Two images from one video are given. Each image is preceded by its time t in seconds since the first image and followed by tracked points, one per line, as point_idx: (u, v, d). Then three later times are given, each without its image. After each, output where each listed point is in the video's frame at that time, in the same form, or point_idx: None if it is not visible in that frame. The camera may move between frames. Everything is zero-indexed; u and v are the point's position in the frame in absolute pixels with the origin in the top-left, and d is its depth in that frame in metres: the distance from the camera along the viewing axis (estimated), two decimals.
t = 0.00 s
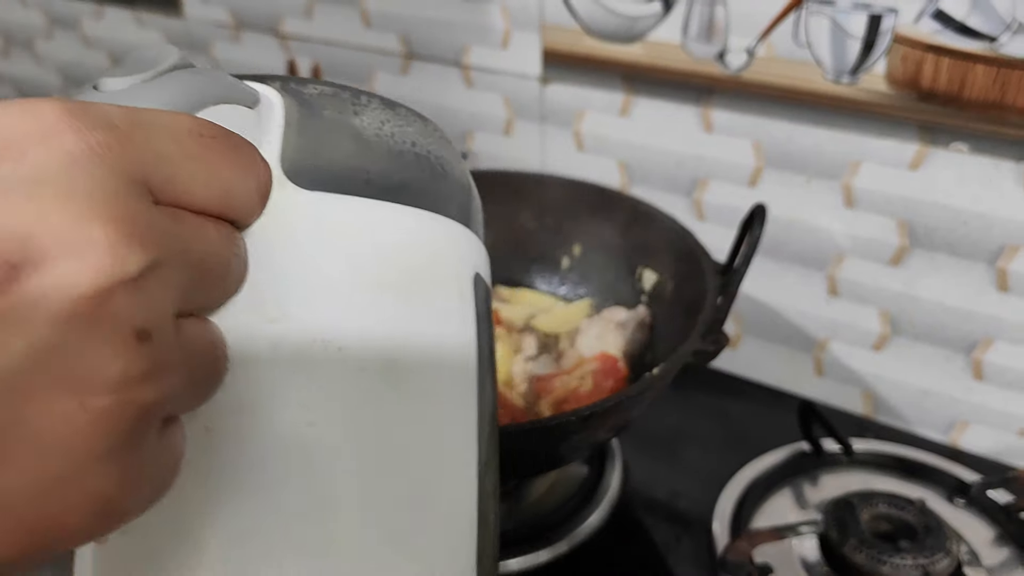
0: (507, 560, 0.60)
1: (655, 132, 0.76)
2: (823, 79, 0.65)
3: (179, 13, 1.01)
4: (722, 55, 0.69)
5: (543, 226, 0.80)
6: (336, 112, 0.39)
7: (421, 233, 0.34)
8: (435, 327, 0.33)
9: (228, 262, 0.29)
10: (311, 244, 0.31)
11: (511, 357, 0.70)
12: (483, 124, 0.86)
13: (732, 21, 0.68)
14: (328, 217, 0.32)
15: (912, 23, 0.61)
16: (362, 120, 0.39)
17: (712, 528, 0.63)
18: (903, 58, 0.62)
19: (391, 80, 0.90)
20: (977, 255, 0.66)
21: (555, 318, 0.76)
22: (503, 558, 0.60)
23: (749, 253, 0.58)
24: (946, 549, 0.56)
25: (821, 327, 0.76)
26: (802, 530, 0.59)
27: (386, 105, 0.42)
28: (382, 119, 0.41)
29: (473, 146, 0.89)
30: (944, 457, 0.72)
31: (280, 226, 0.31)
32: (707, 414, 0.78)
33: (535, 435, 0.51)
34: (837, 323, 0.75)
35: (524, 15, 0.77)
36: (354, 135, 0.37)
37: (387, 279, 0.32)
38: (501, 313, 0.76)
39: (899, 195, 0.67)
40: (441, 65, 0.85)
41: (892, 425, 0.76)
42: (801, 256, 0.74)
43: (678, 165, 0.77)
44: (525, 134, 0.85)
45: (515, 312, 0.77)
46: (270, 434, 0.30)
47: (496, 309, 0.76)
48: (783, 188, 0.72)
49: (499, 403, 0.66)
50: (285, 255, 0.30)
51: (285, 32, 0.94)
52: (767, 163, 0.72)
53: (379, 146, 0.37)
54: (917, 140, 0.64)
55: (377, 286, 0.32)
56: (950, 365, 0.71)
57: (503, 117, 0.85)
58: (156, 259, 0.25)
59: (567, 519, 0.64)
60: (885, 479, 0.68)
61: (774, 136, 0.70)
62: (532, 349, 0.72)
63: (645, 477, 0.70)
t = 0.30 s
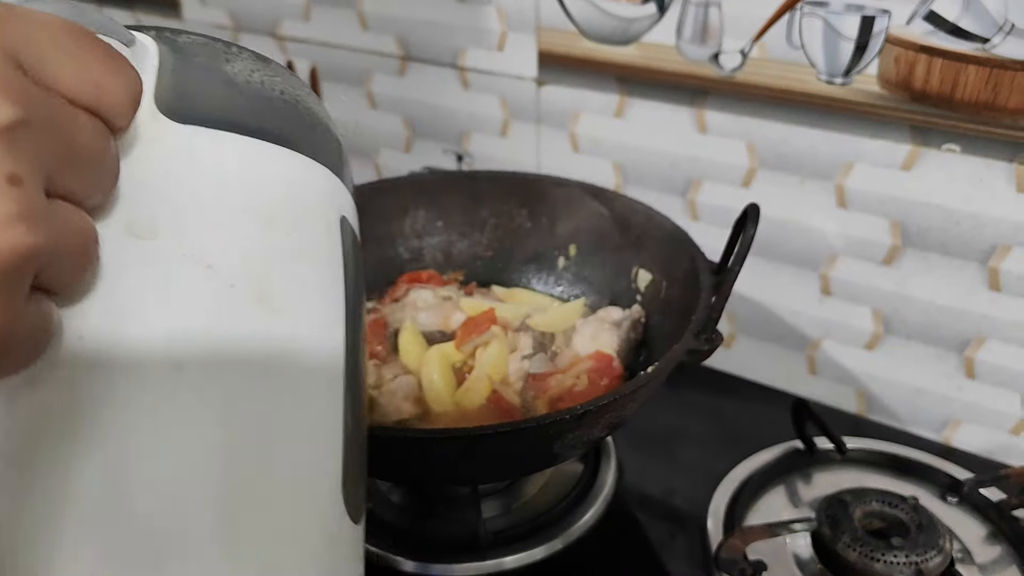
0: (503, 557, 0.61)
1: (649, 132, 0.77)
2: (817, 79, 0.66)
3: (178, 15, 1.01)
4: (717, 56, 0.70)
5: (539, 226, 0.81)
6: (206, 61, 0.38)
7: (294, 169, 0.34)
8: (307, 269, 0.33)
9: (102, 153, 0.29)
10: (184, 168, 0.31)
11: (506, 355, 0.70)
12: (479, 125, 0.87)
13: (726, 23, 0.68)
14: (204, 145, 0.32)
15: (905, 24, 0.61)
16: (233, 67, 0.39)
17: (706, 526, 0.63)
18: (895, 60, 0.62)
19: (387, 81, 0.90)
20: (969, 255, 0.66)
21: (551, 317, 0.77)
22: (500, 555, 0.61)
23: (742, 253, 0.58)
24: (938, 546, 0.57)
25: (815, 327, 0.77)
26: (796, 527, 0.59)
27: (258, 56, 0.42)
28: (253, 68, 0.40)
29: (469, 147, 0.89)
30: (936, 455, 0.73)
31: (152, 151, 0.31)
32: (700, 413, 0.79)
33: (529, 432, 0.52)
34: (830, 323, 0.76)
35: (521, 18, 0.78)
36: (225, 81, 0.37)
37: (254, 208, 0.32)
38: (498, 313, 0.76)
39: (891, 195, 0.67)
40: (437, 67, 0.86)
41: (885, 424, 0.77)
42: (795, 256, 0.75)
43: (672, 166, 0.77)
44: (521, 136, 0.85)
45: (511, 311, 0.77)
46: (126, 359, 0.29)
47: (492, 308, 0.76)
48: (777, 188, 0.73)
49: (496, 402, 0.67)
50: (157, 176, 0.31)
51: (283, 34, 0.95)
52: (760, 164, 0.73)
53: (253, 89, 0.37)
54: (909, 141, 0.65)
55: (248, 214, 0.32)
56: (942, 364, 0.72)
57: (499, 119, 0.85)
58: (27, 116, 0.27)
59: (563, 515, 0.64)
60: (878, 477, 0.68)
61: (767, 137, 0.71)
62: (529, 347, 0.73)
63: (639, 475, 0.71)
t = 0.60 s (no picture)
0: (499, 557, 0.61)
1: (644, 135, 0.77)
2: (810, 82, 0.67)
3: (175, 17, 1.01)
4: (711, 59, 0.70)
5: (534, 228, 0.81)
6: None
7: (237, 78, 0.37)
8: (241, 174, 0.36)
9: (81, 26, 0.32)
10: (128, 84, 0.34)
11: (502, 356, 0.71)
12: (474, 128, 0.87)
13: (719, 27, 0.69)
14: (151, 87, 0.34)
15: (897, 27, 0.62)
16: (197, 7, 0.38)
17: (700, 526, 0.64)
18: (887, 62, 0.63)
19: (384, 84, 0.91)
20: (961, 257, 0.67)
21: (546, 318, 0.77)
22: (496, 555, 0.61)
23: (736, 254, 0.58)
24: (930, 546, 0.57)
25: (808, 328, 0.77)
26: (790, 526, 0.59)
27: None
28: None
29: (464, 150, 0.90)
30: (929, 455, 0.73)
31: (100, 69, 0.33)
32: (696, 413, 0.79)
33: (523, 433, 0.52)
34: (824, 324, 0.76)
35: (516, 21, 0.78)
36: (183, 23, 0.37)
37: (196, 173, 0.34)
38: (494, 314, 0.77)
39: (883, 197, 0.68)
40: (433, 70, 0.87)
41: (877, 424, 0.77)
42: (789, 258, 0.75)
43: (667, 168, 0.78)
44: (516, 138, 0.86)
45: (507, 312, 0.78)
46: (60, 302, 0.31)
47: (488, 309, 0.77)
48: (769, 191, 0.73)
49: (492, 402, 0.67)
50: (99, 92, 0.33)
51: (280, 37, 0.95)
52: (753, 166, 0.73)
53: (220, 6, 0.38)
54: (902, 143, 0.65)
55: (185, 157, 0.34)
56: (935, 365, 0.72)
57: (495, 121, 0.86)
58: None
59: (558, 514, 0.65)
60: (871, 477, 0.69)
61: (760, 140, 0.71)
62: (524, 348, 0.74)
63: (634, 475, 0.71)
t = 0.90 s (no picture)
0: (501, 557, 0.61)
1: (645, 135, 0.77)
2: (812, 82, 0.67)
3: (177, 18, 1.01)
4: (713, 59, 0.70)
5: (536, 228, 0.81)
6: None
7: None
8: (298, 72, 0.33)
9: None
10: None
11: (505, 356, 0.71)
12: (476, 127, 0.87)
13: (721, 27, 0.69)
14: None
15: (900, 27, 0.62)
16: None
17: (703, 526, 0.64)
18: (891, 62, 0.63)
19: (386, 84, 0.91)
20: (963, 256, 0.67)
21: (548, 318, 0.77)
22: (498, 556, 0.61)
23: (739, 255, 0.58)
24: (934, 546, 0.57)
25: (811, 328, 0.77)
26: (793, 527, 0.59)
27: None
28: None
29: (466, 149, 0.90)
30: (932, 455, 0.73)
31: None
32: (698, 413, 0.79)
33: (526, 434, 0.52)
34: (826, 323, 0.76)
35: (518, 21, 0.78)
36: None
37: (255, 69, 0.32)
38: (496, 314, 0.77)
39: (885, 197, 0.68)
40: (435, 70, 0.87)
41: (880, 424, 0.77)
42: (791, 257, 0.75)
43: (669, 168, 0.78)
44: (518, 138, 0.86)
45: (509, 313, 0.78)
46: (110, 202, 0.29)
47: (490, 309, 0.77)
48: (772, 191, 0.73)
49: (494, 403, 0.67)
50: None
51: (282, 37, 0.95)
52: (756, 165, 0.73)
53: None
54: (904, 142, 0.65)
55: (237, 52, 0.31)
56: (937, 365, 0.72)
57: (497, 121, 0.86)
58: None
59: (561, 515, 0.65)
60: (874, 477, 0.69)
61: (763, 139, 0.71)
62: (526, 349, 0.73)
63: (636, 476, 0.71)
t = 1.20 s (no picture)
0: (499, 557, 0.61)
1: (643, 138, 0.78)
2: (808, 86, 0.67)
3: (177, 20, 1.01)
4: (709, 62, 0.71)
5: (534, 231, 0.82)
6: None
7: None
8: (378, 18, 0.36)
9: None
10: None
11: (503, 358, 0.71)
12: (475, 130, 0.88)
13: (718, 31, 0.69)
14: None
15: (894, 32, 0.62)
16: None
17: (699, 525, 0.64)
18: (885, 67, 0.63)
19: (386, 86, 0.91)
20: (957, 258, 0.67)
21: (547, 320, 0.77)
22: (496, 555, 0.61)
23: (735, 258, 0.59)
24: (927, 546, 0.58)
25: (806, 329, 0.78)
26: (787, 527, 0.60)
27: None
28: None
29: (465, 152, 0.90)
30: (925, 454, 0.74)
31: None
32: (695, 414, 0.80)
33: (523, 435, 0.53)
34: (821, 325, 0.77)
35: (517, 24, 0.79)
36: None
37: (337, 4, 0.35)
38: (494, 316, 0.77)
39: (880, 200, 0.68)
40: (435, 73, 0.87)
41: (874, 424, 0.78)
42: (786, 260, 0.76)
43: (665, 171, 0.78)
44: (517, 140, 0.86)
45: (507, 315, 0.78)
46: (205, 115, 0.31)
47: (488, 312, 0.77)
48: (767, 194, 0.74)
49: (493, 403, 0.68)
50: None
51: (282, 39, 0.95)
52: (751, 169, 0.74)
53: None
54: (898, 146, 0.66)
55: None
56: (931, 366, 0.73)
57: (495, 123, 0.86)
58: None
59: (559, 514, 0.65)
60: (868, 477, 0.69)
61: (758, 143, 0.72)
62: (524, 350, 0.74)
63: (633, 476, 0.72)
